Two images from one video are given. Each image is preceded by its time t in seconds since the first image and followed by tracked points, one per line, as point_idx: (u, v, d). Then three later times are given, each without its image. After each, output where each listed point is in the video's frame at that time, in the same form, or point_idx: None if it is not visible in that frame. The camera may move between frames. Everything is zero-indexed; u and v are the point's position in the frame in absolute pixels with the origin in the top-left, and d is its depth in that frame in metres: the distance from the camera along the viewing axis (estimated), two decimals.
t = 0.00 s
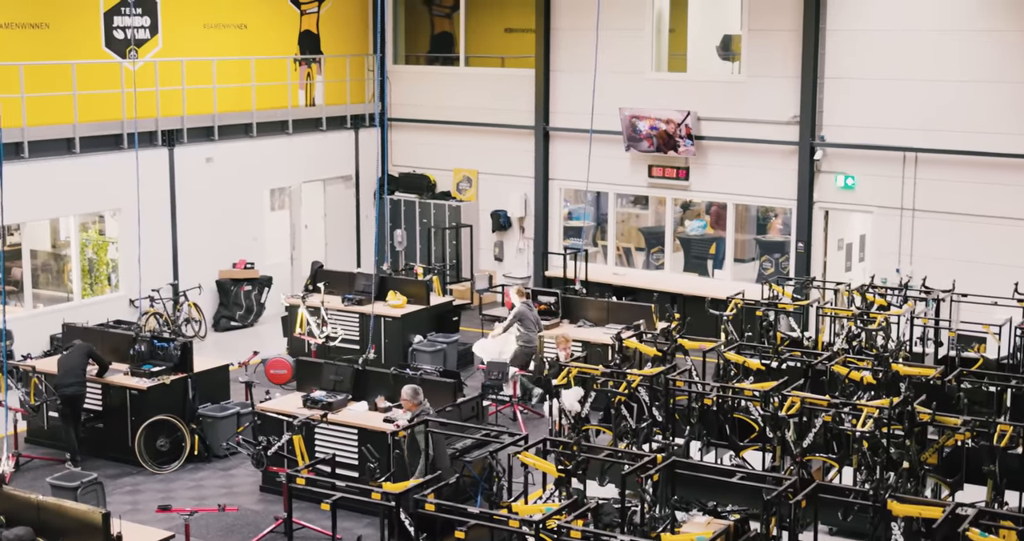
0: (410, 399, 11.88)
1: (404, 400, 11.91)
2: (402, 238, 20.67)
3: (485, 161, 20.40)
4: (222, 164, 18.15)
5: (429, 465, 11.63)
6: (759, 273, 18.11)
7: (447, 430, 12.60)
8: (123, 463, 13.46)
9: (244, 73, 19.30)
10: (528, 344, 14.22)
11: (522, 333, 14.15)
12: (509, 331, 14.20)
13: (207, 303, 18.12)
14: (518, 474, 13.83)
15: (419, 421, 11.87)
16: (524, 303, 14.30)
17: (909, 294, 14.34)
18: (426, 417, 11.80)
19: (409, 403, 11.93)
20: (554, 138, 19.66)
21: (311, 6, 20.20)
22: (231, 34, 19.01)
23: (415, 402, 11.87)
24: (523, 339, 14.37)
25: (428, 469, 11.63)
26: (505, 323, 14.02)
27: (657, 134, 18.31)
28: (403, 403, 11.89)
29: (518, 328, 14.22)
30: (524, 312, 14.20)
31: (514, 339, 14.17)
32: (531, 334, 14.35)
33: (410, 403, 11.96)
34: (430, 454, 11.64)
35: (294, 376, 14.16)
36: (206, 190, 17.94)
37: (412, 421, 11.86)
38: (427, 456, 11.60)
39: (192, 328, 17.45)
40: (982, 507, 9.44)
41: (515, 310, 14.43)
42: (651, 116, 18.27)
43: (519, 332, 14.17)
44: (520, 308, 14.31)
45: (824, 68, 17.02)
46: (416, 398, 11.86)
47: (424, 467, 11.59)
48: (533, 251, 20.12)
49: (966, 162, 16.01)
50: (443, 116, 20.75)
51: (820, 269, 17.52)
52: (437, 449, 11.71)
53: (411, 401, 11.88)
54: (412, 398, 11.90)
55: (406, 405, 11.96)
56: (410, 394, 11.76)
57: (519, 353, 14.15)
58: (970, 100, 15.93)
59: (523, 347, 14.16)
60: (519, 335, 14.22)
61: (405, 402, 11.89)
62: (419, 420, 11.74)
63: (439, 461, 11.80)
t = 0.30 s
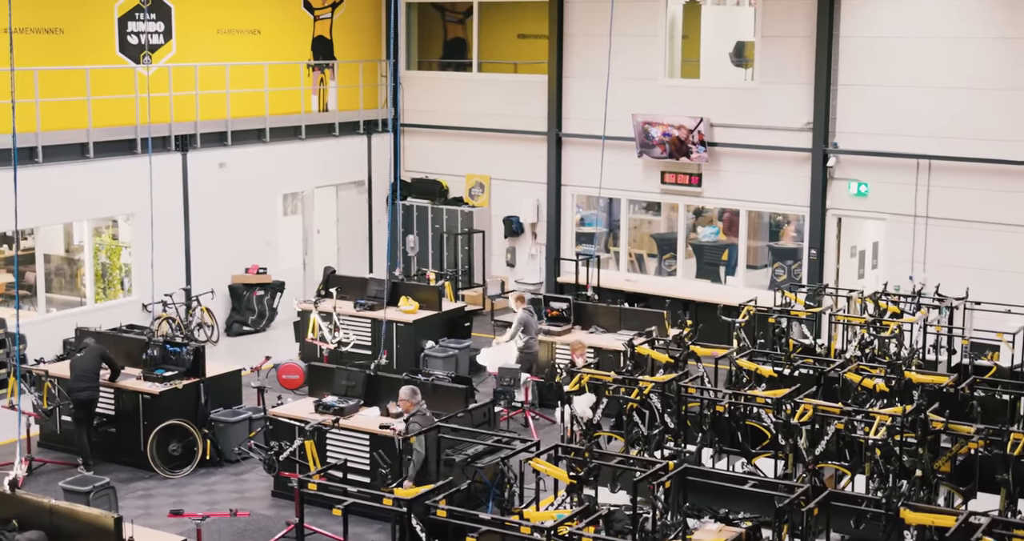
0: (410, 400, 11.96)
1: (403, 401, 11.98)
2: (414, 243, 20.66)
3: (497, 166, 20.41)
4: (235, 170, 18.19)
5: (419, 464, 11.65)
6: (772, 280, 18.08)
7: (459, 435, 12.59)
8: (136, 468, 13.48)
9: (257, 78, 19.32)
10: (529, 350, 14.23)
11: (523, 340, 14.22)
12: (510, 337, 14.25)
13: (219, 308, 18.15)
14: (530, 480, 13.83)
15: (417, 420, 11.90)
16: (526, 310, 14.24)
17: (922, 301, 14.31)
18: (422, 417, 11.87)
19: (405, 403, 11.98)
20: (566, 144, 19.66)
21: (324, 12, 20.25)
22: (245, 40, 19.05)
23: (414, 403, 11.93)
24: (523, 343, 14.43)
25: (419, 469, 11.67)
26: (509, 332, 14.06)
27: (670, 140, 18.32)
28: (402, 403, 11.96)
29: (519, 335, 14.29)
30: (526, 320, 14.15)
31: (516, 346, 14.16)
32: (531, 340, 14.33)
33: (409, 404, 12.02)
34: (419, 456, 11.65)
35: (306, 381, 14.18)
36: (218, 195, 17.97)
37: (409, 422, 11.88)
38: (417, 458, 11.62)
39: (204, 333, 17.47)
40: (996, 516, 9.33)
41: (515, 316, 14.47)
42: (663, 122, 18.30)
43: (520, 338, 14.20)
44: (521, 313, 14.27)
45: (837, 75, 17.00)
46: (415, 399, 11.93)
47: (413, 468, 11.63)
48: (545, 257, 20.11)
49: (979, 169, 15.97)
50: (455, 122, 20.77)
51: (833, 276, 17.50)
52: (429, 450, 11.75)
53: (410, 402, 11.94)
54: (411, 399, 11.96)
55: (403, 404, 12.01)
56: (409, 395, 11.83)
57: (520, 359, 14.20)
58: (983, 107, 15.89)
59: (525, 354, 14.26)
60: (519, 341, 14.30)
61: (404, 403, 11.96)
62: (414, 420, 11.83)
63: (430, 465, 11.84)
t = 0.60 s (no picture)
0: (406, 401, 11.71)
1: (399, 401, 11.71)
2: (426, 248, 20.71)
3: (509, 171, 20.42)
4: (247, 174, 18.24)
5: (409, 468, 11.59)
6: (784, 286, 18.05)
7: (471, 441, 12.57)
8: (148, 472, 13.50)
9: (270, 84, 19.36)
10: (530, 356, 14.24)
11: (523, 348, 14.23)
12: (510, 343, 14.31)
13: (231, 312, 18.18)
14: (541, 486, 13.82)
15: (413, 420, 11.69)
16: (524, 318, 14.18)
17: (935, 308, 14.27)
18: (418, 417, 11.65)
19: (402, 402, 11.75)
20: (578, 149, 19.66)
21: (337, 17, 20.27)
22: (258, 45, 19.10)
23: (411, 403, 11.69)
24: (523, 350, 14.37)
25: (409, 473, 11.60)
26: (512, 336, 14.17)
27: (683, 145, 18.30)
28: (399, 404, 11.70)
29: (519, 341, 14.40)
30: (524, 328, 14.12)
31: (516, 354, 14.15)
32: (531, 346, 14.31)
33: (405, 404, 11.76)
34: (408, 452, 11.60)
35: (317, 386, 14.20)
36: (230, 199, 18.01)
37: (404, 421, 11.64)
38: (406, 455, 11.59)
39: (216, 337, 17.49)
40: (1009, 524, 9.23)
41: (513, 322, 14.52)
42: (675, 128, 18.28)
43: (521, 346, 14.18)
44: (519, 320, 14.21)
45: (850, 81, 16.97)
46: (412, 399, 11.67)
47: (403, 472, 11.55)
48: (557, 262, 20.10)
49: (993, 175, 15.93)
50: (467, 127, 20.78)
51: (845, 283, 17.44)
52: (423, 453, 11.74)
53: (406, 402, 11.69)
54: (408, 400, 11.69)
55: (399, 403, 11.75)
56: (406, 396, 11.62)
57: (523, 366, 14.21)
58: (996, 113, 15.86)
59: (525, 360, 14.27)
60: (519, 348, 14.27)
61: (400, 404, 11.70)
62: (410, 421, 11.61)
63: (430, 468, 11.85)
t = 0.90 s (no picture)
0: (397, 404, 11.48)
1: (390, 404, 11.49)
2: (438, 252, 20.70)
3: (521, 175, 20.42)
4: (260, 178, 18.28)
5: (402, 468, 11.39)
6: (796, 290, 18.01)
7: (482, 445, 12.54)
8: (160, 474, 13.53)
9: (283, 87, 19.40)
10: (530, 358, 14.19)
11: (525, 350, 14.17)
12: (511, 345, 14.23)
13: (244, 315, 18.21)
14: (553, 490, 13.82)
15: (405, 423, 11.51)
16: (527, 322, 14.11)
17: (947, 313, 14.24)
18: (410, 421, 11.47)
19: (393, 405, 11.56)
20: (591, 153, 19.66)
21: (350, 21, 20.31)
22: (270, 48, 19.14)
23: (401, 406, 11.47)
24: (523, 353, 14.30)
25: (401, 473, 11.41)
26: (516, 339, 14.14)
27: (695, 149, 18.29)
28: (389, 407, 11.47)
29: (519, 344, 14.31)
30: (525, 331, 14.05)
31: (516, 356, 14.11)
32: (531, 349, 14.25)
33: (395, 406, 11.54)
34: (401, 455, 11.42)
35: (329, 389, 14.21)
36: (243, 202, 18.05)
37: (395, 425, 11.48)
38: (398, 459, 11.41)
39: (228, 339, 17.53)
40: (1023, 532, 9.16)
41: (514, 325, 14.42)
42: (687, 131, 18.27)
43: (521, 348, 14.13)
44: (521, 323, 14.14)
45: (863, 85, 16.93)
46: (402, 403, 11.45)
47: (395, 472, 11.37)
48: (569, 266, 20.10)
49: (1006, 181, 15.88)
50: (480, 130, 20.79)
51: (858, 287, 17.41)
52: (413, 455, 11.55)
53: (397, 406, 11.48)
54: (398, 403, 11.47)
55: (390, 406, 11.52)
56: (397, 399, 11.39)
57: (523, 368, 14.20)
58: (1010, 118, 15.82)
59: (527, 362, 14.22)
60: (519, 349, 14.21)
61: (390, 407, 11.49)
62: (401, 425, 11.42)
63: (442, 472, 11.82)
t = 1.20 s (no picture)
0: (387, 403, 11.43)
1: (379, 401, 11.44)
2: (449, 253, 20.71)
3: (532, 177, 20.43)
4: (271, 179, 18.31)
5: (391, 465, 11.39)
6: (807, 292, 18.00)
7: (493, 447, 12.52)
8: (170, 475, 13.55)
9: (294, 89, 19.43)
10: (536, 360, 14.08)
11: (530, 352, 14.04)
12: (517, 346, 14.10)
13: (255, 316, 18.25)
14: (563, 492, 13.83)
15: (396, 421, 11.50)
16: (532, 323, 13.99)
17: (958, 315, 14.21)
18: (402, 419, 11.47)
19: (382, 403, 11.51)
20: (602, 155, 19.66)
21: (361, 23, 20.34)
22: (282, 50, 19.17)
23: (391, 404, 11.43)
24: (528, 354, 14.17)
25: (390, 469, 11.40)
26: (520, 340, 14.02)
27: (706, 151, 18.28)
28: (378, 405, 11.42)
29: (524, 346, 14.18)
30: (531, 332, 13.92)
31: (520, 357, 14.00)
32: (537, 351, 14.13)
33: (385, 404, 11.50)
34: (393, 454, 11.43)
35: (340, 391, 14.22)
36: (254, 203, 18.07)
37: (388, 423, 11.46)
38: (390, 458, 11.41)
39: (239, 341, 17.56)
40: None
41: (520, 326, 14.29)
42: (698, 133, 18.25)
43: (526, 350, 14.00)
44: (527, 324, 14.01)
45: (875, 88, 16.88)
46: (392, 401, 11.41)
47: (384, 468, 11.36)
48: (580, 268, 20.12)
49: (1019, 184, 15.83)
50: (490, 132, 20.80)
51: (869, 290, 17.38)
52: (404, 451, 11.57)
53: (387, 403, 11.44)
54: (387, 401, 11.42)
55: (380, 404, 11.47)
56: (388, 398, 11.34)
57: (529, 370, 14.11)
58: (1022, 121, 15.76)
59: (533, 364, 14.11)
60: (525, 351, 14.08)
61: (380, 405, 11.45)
62: (393, 424, 11.41)
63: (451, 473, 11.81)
